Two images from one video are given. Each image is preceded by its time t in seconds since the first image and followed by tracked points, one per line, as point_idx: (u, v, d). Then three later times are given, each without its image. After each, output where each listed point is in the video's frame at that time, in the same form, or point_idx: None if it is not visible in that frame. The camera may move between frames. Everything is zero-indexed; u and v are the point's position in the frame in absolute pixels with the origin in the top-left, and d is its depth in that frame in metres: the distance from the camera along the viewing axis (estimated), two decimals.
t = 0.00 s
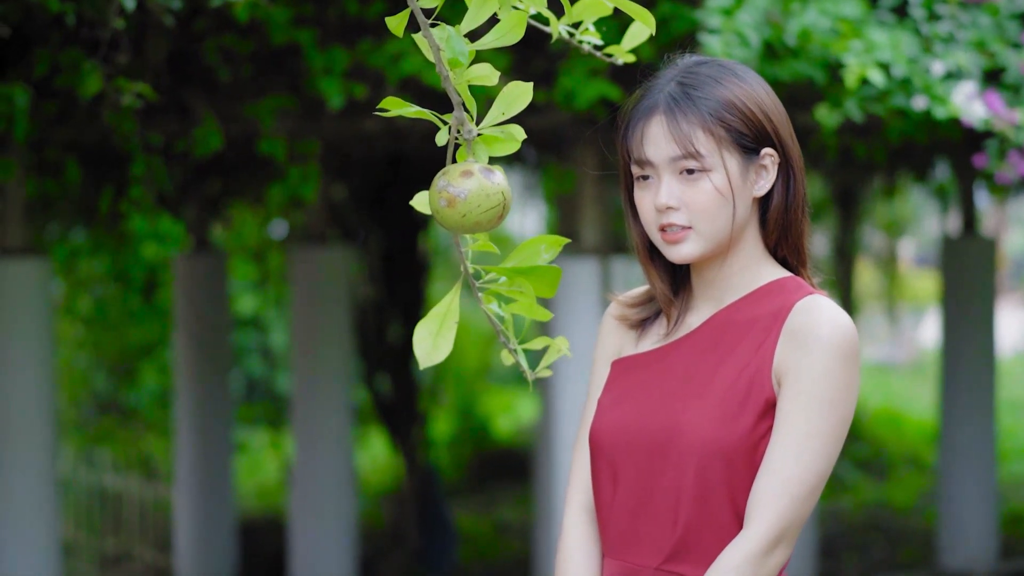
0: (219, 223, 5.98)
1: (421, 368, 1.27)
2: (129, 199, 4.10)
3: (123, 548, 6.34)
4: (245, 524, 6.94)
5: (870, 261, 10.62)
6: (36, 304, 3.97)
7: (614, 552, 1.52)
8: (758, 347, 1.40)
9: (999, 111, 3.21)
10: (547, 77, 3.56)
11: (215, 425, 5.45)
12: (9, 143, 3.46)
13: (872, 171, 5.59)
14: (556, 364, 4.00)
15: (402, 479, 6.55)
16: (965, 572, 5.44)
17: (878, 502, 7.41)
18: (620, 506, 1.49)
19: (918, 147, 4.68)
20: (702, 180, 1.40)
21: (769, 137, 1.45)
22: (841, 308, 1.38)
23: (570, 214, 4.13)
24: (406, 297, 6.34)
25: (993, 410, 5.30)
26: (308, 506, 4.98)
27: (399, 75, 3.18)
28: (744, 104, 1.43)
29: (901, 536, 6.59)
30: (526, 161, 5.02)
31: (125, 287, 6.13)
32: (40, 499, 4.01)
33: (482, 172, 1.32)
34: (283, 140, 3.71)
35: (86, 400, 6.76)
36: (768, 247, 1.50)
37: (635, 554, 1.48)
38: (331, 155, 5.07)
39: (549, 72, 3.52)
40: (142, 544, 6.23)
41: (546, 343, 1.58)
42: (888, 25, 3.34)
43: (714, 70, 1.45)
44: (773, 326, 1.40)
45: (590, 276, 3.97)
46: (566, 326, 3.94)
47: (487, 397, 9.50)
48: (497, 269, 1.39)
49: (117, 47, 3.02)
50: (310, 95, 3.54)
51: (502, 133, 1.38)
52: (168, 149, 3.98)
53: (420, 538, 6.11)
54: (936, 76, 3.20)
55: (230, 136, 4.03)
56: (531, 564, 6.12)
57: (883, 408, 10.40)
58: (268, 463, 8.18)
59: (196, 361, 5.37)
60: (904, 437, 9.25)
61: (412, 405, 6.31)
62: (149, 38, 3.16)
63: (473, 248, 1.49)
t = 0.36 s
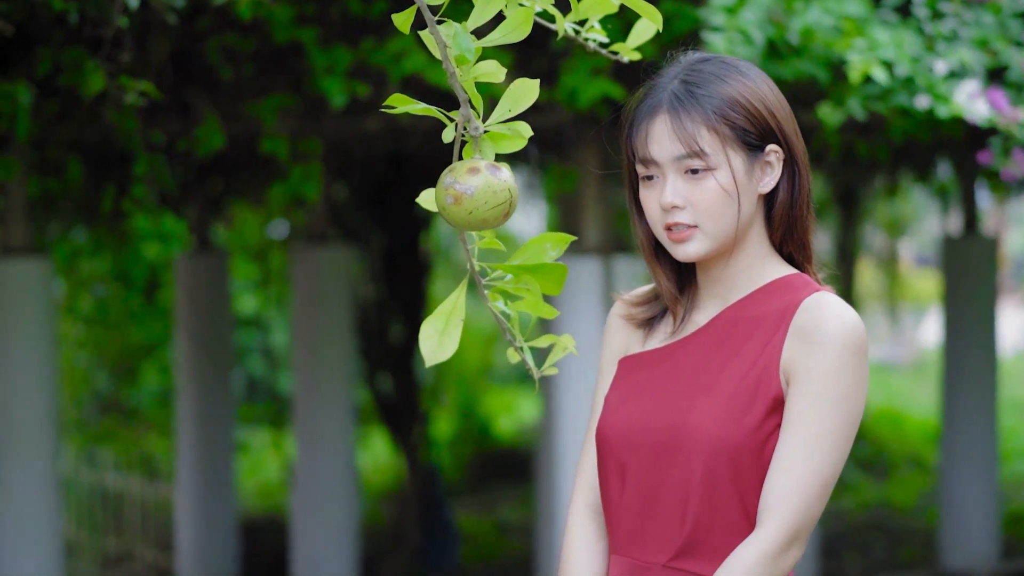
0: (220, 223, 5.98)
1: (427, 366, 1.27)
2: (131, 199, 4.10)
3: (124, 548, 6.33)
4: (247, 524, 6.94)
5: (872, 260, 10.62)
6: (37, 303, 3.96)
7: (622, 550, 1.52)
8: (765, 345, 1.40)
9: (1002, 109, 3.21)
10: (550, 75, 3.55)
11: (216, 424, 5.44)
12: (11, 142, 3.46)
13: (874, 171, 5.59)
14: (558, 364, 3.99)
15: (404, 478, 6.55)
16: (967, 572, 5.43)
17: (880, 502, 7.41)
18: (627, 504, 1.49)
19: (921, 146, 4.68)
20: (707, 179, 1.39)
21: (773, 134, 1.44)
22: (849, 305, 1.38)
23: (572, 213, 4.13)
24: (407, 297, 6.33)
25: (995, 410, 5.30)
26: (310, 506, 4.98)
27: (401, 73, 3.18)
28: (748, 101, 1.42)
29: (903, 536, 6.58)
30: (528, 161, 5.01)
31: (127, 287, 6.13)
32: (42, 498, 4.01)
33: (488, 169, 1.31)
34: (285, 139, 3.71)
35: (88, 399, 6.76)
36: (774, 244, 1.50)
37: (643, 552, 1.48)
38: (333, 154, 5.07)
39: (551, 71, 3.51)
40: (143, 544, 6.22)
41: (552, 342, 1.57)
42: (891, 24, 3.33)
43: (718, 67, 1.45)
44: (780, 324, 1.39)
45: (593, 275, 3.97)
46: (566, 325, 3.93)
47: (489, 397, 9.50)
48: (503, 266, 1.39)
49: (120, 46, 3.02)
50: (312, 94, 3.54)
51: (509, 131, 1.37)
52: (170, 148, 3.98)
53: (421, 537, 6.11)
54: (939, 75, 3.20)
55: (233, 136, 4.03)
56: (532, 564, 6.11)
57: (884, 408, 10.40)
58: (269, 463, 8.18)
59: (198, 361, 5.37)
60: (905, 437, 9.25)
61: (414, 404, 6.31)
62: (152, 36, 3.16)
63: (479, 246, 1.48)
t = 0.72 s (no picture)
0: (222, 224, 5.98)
1: (432, 367, 1.27)
2: (135, 199, 4.11)
3: (127, 548, 6.33)
4: (250, 524, 6.95)
5: (875, 260, 10.62)
6: (41, 303, 3.97)
7: (631, 549, 1.51)
8: (773, 345, 1.40)
9: (1007, 109, 3.21)
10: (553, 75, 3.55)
11: (219, 424, 5.45)
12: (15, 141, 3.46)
13: (876, 171, 5.59)
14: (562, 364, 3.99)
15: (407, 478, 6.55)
16: (970, 572, 5.43)
17: (882, 502, 7.41)
18: (636, 504, 1.49)
19: (924, 146, 4.68)
20: (712, 179, 1.39)
21: (778, 133, 1.44)
22: (858, 305, 1.37)
23: (575, 214, 4.13)
24: (410, 297, 6.33)
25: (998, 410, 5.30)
26: (313, 506, 4.98)
27: (405, 73, 3.18)
28: (752, 100, 1.42)
29: (906, 536, 6.58)
30: (532, 160, 5.02)
31: (129, 288, 6.13)
32: (46, 497, 4.01)
33: (495, 168, 1.31)
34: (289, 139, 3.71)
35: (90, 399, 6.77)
36: (779, 243, 1.50)
37: (652, 551, 1.48)
38: (336, 155, 5.07)
39: (555, 71, 3.50)
40: (145, 544, 6.22)
41: (558, 341, 1.57)
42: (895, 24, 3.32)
43: (721, 67, 1.45)
44: (789, 324, 1.39)
45: (596, 275, 3.97)
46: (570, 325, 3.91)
47: (491, 398, 9.50)
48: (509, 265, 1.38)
49: (125, 46, 3.03)
50: (316, 94, 3.54)
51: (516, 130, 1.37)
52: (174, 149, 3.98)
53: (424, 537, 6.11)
54: (943, 75, 3.20)
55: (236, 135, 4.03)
56: (535, 565, 6.11)
57: (887, 408, 10.40)
58: (272, 464, 8.19)
59: (200, 361, 5.37)
60: (908, 437, 9.24)
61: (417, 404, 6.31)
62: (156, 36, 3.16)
63: (486, 246, 1.48)
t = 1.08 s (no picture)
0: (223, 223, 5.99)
1: (435, 365, 1.27)
2: (137, 198, 4.11)
3: (127, 546, 6.34)
4: (251, 523, 6.95)
5: (876, 259, 10.62)
6: (42, 302, 3.96)
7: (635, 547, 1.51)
8: (777, 343, 1.40)
9: (1008, 106, 3.21)
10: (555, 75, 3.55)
11: (220, 423, 5.45)
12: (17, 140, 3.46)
13: (877, 170, 5.59)
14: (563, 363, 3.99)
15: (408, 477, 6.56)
16: (970, 570, 5.44)
17: (883, 501, 7.41)
18: (640, 502, 1.49)
19: (925, 145, 4.67)
20: (714, 177, 1.39)
21: (779, 131, 1.44)
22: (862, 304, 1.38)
23: (577, 212, 4.13)
24: (411, 296, 6.34)
25: (998, 409, 5.30)
26: (314, 506, 4.98)
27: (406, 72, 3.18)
28: (753, 97, 1.42)
29: (906, 535, 6.59)
30: (533, 159, 5.02)
31: (130, 287, 6.13)
32: (47, 496, 4.01)
33: (498, 166, 1.31)
34: (290, 138, 3.71)
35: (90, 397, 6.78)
36: (781, 240, 1.50)
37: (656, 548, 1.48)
38: (336, 154, 5.07)
39: (556, 70, 3.50)
40: (146, 543, 6.23)
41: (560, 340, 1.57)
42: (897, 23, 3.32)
43: (722, 64, 1.45)
44: (793, 322, 1.39)
45: (598, 274, 3.97)
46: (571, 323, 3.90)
47: (492, 397, 9.50)
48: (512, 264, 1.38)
49: (127, 45, 3.03)
50: (318, 93, 3.54)
51: (519, 128, 1.37)
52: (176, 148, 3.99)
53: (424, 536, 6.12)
54: (945, 73, 3.20)
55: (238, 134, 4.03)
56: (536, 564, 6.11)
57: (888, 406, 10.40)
58: (272, 463, 8.19)
59: (201, 360, 5.37)
60: (909, 436, 9.25)
61: (417, 403, 6.31)
62: (157, 35, 3.16)
63: (489, 244, 1.48)
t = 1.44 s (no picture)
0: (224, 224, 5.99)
1: (438, 365, 1.27)
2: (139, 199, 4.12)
3: (130, 547, 6.35)
4: (252, 523, 6.96)
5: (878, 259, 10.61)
6: (44, 302, 3.97)
7: (638, 547, 1.52)
8: (779, 344, 1.40)
9: (1009, 107, 3.21)
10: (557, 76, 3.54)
11: (221, 423, 5.45)
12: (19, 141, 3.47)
13: (879, 171, 5.60)
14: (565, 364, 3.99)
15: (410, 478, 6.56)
16: (972, 571, 5.44)
17: (884, 501, 7.41)
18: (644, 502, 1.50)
19: (926, 146, 4.67)
20: (716, 178, 1.39)
21: (780, 131, 1.44)
22: (863, 303, 1.37)
23: (579, 213, 4.12)
24: (412, 297, 6.34)
25: (1000, 409, 5.30)
26: (315, 507, 4.98)
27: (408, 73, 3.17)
28: (753, 98, 1.42)
29: (908, 535, 6.60)
30: (535, 160, 5.02)
31: (132, 288, 6.14)
32: (49, 497, 4.02)
33: (501, 167, 1.31)
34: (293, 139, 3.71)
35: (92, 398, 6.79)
36: (783, 240, 1.50)
37: (659, 549, 1.49)
38: (338, 155, 5.07)
39: (558, 71, 3.49)
40: (148, 544, 6.24)
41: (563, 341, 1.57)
42: (899, 23, 3.32)
43: (722, 66, 1.45)
44: (795, 323, 1.39)
45: (599, 275, 3.97)
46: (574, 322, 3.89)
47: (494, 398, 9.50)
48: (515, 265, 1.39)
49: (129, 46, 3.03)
50: (319, 94, 3.54)
51: (523, 129, 1.37)
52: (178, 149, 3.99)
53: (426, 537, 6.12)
54: (947, 73, 3.19)
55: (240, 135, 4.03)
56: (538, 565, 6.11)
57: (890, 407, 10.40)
58: (275, 464, 8.20)
59: (203, 361, 5.38)
60: (911, 437, 9.25)
61: (419, 403, 6.31)
62: (159, 36, 3.16)
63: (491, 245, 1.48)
